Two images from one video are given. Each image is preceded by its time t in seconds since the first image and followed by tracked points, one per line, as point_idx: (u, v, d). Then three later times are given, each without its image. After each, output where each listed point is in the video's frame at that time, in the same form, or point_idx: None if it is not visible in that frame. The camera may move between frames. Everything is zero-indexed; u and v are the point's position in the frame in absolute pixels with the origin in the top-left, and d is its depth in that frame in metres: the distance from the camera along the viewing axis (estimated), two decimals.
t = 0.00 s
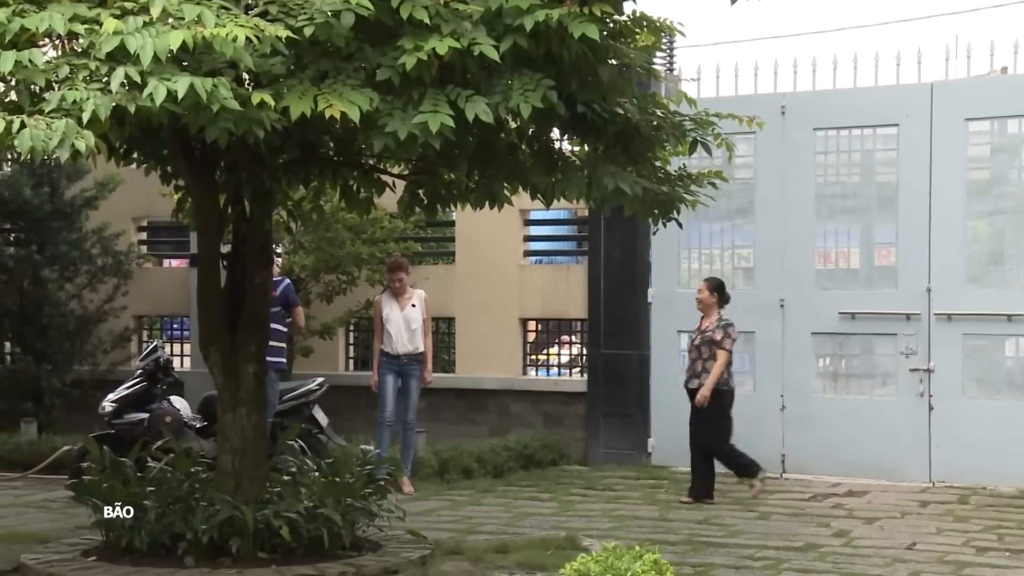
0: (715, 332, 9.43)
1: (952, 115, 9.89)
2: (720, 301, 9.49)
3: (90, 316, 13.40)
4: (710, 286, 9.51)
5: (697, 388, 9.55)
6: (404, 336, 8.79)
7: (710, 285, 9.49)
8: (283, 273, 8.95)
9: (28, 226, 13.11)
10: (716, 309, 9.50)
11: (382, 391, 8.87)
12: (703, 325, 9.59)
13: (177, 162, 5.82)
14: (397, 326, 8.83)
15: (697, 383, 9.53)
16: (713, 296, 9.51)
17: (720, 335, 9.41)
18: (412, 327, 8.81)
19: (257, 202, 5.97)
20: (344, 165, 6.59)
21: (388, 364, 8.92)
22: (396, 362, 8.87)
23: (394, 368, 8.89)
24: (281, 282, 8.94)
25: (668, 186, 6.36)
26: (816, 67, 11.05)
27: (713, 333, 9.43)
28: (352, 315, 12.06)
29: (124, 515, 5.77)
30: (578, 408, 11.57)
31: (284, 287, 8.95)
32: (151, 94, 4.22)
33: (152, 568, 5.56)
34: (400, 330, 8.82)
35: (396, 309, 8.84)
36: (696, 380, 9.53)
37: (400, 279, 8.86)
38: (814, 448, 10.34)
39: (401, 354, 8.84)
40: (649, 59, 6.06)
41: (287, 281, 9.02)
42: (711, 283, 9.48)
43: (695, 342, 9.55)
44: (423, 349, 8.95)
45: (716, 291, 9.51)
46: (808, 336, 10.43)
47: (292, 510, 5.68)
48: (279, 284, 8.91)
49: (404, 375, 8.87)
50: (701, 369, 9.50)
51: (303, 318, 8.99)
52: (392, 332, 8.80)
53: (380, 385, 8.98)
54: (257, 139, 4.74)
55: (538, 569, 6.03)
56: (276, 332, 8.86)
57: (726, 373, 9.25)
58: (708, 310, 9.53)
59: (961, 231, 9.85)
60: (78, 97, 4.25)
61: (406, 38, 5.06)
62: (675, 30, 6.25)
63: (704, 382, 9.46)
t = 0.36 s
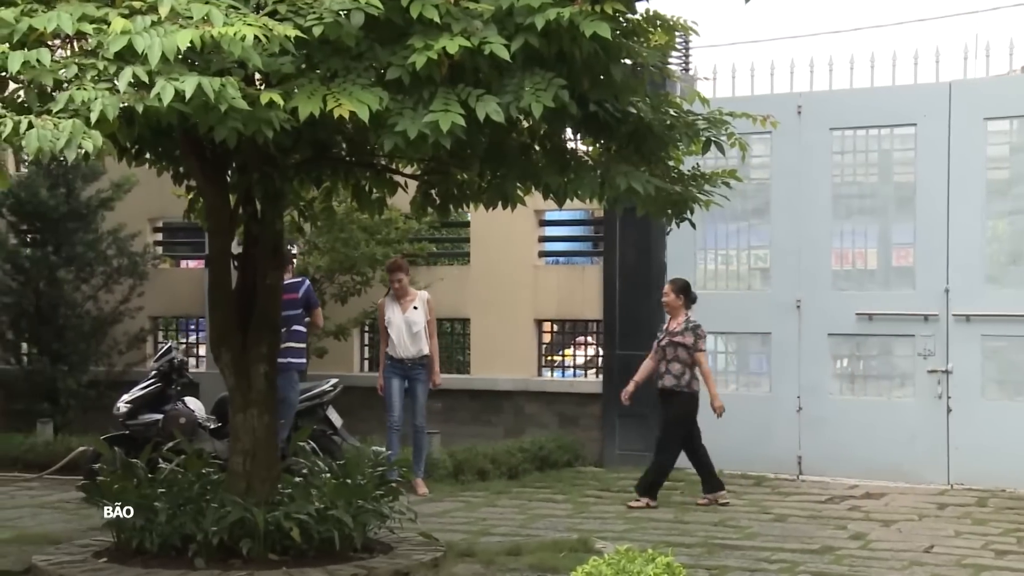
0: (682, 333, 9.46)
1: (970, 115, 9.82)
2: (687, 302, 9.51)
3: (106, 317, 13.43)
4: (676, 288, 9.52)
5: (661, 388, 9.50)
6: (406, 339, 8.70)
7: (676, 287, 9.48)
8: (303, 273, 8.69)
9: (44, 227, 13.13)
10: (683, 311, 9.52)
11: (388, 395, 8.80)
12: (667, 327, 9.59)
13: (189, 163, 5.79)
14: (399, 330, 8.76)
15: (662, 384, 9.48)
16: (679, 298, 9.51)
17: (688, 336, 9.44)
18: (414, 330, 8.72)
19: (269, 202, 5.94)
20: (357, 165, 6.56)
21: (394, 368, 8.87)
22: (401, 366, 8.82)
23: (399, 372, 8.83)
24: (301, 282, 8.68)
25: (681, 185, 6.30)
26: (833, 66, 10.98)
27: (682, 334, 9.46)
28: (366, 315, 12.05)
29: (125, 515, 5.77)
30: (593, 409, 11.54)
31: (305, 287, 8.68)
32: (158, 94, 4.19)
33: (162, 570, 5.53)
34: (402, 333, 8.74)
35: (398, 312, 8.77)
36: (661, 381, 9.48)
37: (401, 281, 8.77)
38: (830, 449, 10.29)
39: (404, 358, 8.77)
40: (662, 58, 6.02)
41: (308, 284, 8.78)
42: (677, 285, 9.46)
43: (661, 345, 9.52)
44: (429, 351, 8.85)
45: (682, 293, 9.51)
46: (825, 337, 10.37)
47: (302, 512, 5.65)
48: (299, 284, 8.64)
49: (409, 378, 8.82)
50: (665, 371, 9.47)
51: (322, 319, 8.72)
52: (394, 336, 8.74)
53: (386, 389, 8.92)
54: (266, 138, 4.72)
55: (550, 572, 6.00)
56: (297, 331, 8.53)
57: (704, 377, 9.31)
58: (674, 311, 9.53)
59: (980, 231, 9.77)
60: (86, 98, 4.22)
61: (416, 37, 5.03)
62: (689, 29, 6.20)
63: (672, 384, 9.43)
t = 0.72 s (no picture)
0: (651, 332, 9.00)
1: (991, 113, 9.73)
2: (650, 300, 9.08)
3: (124, 318, 13.44)
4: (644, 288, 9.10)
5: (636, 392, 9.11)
6: (409, 337, 8.59)
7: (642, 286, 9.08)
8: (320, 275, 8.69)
9: (63, 228, 13.17)
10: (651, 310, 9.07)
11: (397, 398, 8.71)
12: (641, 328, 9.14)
13: (201, 163, 5.77)
14: (404, 329, 8.66)
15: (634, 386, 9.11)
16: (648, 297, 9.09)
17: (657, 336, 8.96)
18: (418, 329, 8.61)
19: (281, 202, 5.90)
20: (372, 165, 6.55)
21: (400, 369, 8.76)
22: (406, 365, 8.70)
23: (405, 372, 8.72)
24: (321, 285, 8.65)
25: (696, 184, 6.23)
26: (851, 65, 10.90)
27: (649, 334, 8.99)
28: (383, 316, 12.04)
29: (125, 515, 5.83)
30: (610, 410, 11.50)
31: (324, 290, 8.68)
32: (167, 94, 4.16)
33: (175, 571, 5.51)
34: (406, 331, 8.64)
35: (403, 310, 8.68)
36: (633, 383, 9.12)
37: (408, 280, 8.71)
38: (849, 451, 10.21)
39: (407, 356, 8.65)
40: (677, 56, 5.97)
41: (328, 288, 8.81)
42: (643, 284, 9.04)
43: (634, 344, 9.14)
44: (434, 351, 8.69)
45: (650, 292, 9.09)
46: (844, 337, 10.30)
47: (315, 514, 5.63)
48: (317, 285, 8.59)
49: (414, 378, 8.68)
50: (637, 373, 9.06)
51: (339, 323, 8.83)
52: (397, 335, 8.64)
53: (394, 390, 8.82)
54: (277, 137, 4.69)
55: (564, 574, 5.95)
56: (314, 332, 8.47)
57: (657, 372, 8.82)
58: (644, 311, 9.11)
59: (1001, 231, 9.69)
60: (95, 97, 4.20)
61: (428, 35, 5.01)
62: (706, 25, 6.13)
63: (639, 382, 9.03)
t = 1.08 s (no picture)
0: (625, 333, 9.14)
1: (1015, 110, 9.63)
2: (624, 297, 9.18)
3: (144, 317, 13.47)
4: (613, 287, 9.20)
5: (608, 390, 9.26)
6: (421, 338, 8.52)
7: (612, 286, 9.19)
8: (337, 274, 8.66)
9: (82, 227, 13.19)
10: (624, 310, 9.17)
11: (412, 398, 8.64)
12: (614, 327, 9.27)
13: (215, 161, 5.74)
14: (417, 328, 8.59)
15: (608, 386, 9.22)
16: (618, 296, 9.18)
17: (631, 335, 9.09)
18: (430, 329, 8.53)
19: (296, 200, 5.91)
20: (387, 164, 6.53)
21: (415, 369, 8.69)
22: (418, 365, 8.60)
23: (418, 372, 8.62)
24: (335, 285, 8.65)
25: (713, 182, 6.16)
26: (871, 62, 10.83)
27: (624, 334, 9.12)
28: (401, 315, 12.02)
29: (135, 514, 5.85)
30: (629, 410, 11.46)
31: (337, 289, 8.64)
32: (177, 92, 4.14)
33: (187, 571, 5.49)
34: (420, 332, 8.56)
35: (418, 310, 8.61)
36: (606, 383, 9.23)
37: (424, 280, 8.63)
38: (870, 451, 10.13)
39: (420, 356, 8.57)
40: (692, 52, 5.92)
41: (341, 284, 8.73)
42: (618, 284, 9.15)
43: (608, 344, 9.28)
44: (447, 352, 8.61)
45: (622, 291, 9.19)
46: (865, 337, 10.21)
47: (328, 514, 5.59)
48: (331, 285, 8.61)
49: (426, 377, 8.58)
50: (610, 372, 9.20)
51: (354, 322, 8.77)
52: (410, 335, 8.57)
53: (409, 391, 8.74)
54: (288, 135, 4.66)
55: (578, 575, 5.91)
56: (325, 331, 8.47)
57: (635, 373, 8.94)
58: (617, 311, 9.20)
59: None
60: (104, 96, 4.17)
61: (440, 32, 4.97)
62: (723, 22, 6.06)
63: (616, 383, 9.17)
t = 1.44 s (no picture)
0: (612, 331, 8.59)
1: None
2: (616, 295, 8.69)
3: (164, 315, 13.48)
4: (602, 284, 8.69)
5: (591, 391, 8.64)
6: (436, 340, 8.44)
7: (600, 283, 8.67)
8: (340, 272, 8.29)
9: (103, 226, 13.21)
10: (609, 308, 8.68)
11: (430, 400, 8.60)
12: (597, 325, 8.71)
13: (228, 158, 5.71)
14: (432, 329, 8.52)
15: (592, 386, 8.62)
16: (604, 294, 8.68)
17: (619, 335, 8.60)
18: (446, 332, 8.45)
19: (309, 197, 5.90)
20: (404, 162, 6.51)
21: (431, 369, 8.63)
22: (434, 367, 8.54)
23: (434, 373, 8.56)
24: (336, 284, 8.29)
25: (731, 179, 6.10)
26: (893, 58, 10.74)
27: (611, 334, 8.60)
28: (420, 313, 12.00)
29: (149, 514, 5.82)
30: (649, 409, 11.41)
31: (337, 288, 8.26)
32: (186, 89, 4.10)
33: (201, 571, 5.46)
34: (434, 334, 8.48)
35: (433, 311, 8.53)
36: (590, 383, 8.62)
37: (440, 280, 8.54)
38: (892, 451, 10.04)
39: (435, 358, 8.50)
40: (709, 47, 5.86)
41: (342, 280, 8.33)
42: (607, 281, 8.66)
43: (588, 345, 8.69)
44: (464, 354, 8.55)
45: (610, 290, 8.71)
46: (888, 336, 10.12)
47: (342, 513, 5.56)
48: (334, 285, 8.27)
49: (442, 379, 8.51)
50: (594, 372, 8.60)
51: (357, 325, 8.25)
52: (424, 337, 8.49)
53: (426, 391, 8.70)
54: (299, 131, 4.62)
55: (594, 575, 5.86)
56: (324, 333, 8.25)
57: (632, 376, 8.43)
58: (602, 310, 8.68)
59: None
60: (113, 93, 4.14)
61: (453, 28, 4.92)
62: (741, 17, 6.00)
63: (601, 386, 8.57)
